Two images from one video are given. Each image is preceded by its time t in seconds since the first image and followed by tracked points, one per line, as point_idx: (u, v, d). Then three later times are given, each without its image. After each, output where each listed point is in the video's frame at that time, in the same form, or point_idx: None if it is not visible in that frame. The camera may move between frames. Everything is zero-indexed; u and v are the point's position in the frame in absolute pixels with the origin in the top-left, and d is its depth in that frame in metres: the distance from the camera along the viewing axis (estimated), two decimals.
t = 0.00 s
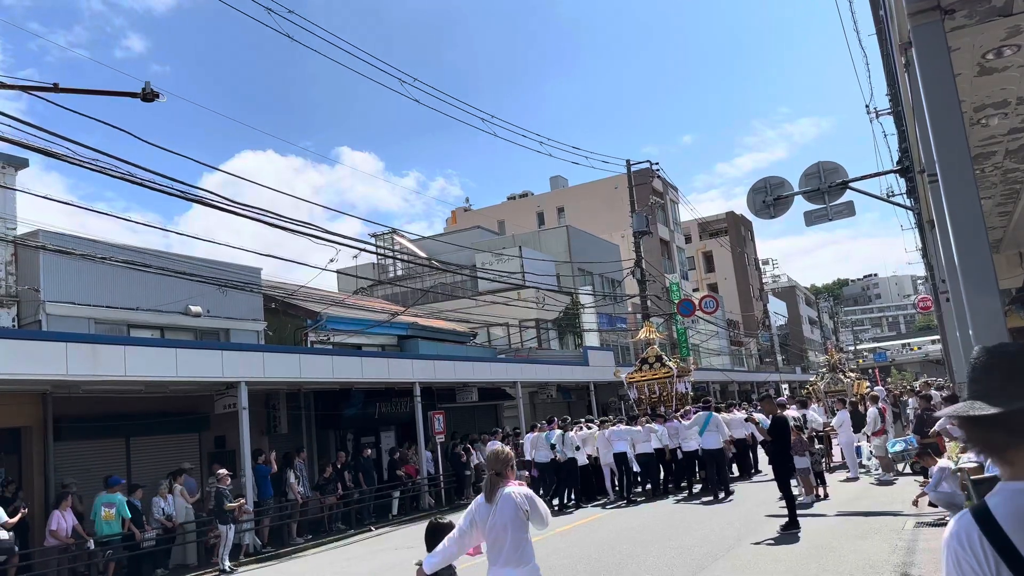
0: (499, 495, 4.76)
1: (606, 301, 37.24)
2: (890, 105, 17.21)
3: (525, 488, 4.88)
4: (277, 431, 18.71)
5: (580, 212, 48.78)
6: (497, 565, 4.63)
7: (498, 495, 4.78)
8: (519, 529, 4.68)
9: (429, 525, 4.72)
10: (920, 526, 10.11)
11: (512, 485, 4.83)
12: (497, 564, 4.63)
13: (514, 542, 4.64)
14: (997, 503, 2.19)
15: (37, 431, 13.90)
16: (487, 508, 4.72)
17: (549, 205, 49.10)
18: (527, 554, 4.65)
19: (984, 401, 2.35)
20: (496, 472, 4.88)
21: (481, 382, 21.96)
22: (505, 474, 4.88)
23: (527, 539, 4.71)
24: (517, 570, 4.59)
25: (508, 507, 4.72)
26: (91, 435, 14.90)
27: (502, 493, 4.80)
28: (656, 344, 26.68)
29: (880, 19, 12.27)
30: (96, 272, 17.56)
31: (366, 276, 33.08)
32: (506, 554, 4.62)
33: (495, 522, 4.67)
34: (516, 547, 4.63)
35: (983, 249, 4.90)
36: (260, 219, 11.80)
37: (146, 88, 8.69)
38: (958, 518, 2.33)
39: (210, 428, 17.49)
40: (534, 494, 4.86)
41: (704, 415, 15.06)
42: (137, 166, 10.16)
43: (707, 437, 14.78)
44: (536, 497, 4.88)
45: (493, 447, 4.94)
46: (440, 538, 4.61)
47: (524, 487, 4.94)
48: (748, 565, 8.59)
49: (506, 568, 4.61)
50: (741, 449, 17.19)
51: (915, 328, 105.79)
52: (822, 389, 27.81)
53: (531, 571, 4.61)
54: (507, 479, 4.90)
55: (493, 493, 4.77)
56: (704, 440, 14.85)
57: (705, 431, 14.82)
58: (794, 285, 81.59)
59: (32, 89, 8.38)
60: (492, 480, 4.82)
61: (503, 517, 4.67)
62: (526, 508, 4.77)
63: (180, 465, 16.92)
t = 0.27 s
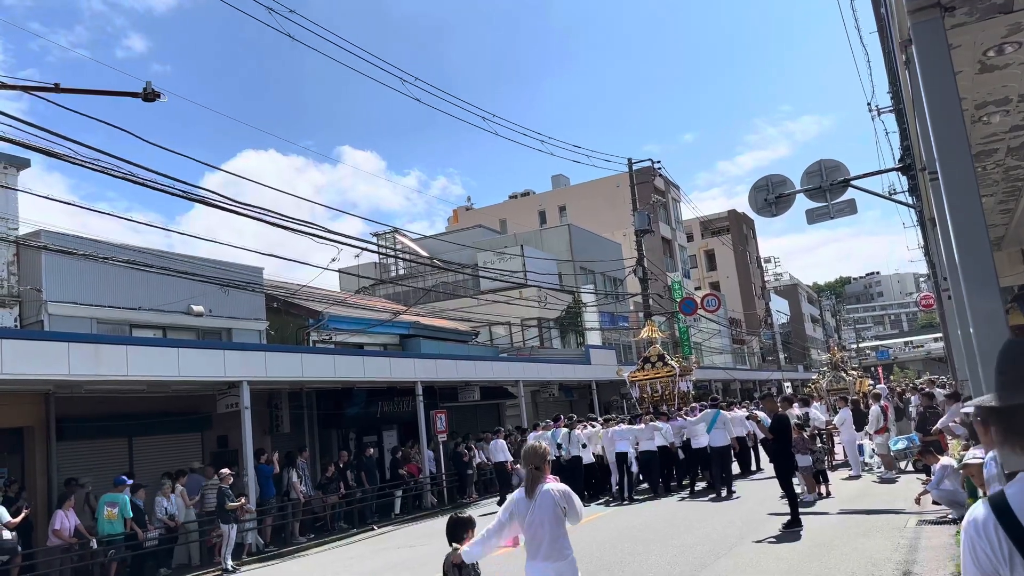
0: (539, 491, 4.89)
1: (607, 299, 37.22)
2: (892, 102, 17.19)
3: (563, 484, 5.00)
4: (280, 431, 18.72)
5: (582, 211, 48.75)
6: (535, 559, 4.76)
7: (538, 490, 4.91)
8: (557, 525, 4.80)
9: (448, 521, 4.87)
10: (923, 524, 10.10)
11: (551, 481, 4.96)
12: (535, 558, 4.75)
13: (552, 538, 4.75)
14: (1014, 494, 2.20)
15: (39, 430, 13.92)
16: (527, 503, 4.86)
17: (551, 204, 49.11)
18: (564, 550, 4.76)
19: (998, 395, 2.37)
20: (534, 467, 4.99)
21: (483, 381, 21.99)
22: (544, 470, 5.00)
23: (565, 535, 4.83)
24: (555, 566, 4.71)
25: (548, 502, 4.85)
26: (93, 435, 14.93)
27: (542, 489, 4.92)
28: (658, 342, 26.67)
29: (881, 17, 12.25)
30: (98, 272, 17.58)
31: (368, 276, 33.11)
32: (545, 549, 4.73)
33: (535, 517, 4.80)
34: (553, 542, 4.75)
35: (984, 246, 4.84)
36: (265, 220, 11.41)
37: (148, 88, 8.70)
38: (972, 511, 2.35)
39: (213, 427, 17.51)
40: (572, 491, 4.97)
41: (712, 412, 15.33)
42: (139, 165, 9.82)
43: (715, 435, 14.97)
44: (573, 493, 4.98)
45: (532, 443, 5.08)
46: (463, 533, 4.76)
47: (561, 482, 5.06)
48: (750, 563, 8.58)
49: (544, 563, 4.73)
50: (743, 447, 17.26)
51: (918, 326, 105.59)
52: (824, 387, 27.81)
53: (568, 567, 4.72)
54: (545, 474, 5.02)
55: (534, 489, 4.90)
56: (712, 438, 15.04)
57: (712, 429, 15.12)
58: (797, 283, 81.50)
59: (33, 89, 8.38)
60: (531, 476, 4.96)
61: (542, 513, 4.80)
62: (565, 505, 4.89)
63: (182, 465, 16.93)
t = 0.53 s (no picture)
0: (568, 483, 5.22)
1: (609, 298, 37.24)
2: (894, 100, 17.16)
3: (589, 478, 5.34)
4: (282, 429, 18.75)
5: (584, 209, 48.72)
6: (561, 549, 5.08)
7: (565, 483, 5.22)
8: (583, 517, 5.13)
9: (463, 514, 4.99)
10: (925, 522, 10.08)
11: (578, 475, 5.29)
12: (560, 548, 5.08)
13: (578, 530, 5.08)
14: None
15: (42, 429, 13.95)
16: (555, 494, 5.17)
17: (553, 202, 49.10)
18: (588, 542, 5.09)
19: None
20: (560, 460, 5.31)
21: (484, 380, 22.00)
22: (569, 464, 5.31)
23: (589, 527, 5.16)
24: (579, 556, 5.04)
25: (575, 495, 5.17)
26: (95, 433, 14.94)
27: (569, 481, 5.25)
28: (660, 341, 26.66)
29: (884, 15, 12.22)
30: (100, 271, 17.62)
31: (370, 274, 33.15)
32: (571, 539, 5.06)
33: (563, 508, 5.12)
34: (579, 534, 5.08)
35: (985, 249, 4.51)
36: (267, 219, 11.56)
37: (149, 88, 8.70)
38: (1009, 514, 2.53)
39: (215, 426, 17.53)
40: (597, 485, 5.31)
41: (717, 411, 15.49)
42: (142, 165, 9.98)
43: (721, 433, 15.13)
44: (598, 487, 5.35)
45: (558, 436, 5.36)
46: (480, 527, 4.89)
47: (584, 476, 5.40)
48: (751, 562, 8.58)
49: (569, 553, 5.05)
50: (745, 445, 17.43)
51: (920, 325, 105.59)
52: (826, 386, 27.81)
53: (592, 558, 5.06)
54: (570, 467, 5.35)
55: (563, 481, 5.22)
56: (719, 435, 15.18)
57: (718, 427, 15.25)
58: (799, 282, 81.48)
59: (35, 89, 8.39)
60: (560, 468, 5.26)
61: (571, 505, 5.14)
62: (592, 498, 5.24)
63: (184, 464, 16.96)
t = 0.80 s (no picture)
0: (595, 481, 5.47)
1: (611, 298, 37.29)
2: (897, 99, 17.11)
3: (611, 475, 5.61)
4: (284, 429, 18.76)
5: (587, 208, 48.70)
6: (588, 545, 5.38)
7: (592, 481, 5.48)
8: (608, 515, 5.43)
9: (482, 512, 5.07)
10: (927, 522, 10.06)
11: (602, 472, 5.55)
12: (587, 543, 5.38)
13: (603, 526, 5.39)
14: None
15: (44, 428, 13.97)
16: (583, 492, 5.43)
17: (555, 202, 49.07)
18: (612, 538, 5.41)
19: None
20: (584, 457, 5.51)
21: (486, 379, 22.00)
22: (593, 462, 5.56)
23: (613, 523, 5.47)
24: (605, 551, 5.37)
25: (601, 493, 5.45)
26: (98, 432, 14.97)
27: (595, 478, 5.50)
28: (662, 340, 26.64)
29: (886, 14, 12.19)
30: (103, 270, 17.65)
31: (372, 274, 33.16)
32: (597, 536, 5.37)
33: (590, 506, 5.40)
34: (604, 531, 5.39)
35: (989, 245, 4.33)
36: (268, 219, 11.55)
37: (151, 87, 8.71)
38: None
39: (217, 425, 17.55)
40: (620, 482, 5.61)
41: (721, 409, 15.89)
42: (145, 164, 9.94)
43: (725, 431, 15.52)
44: (619, 483, 5.64)
45: (581, 434, 5.53)
46: (501, 523, 4.99)
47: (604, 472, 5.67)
48: (753, 561, 8.57)
49: (595, 548, 5.37)
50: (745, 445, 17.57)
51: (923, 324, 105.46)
52: (828, 385, 27.79)
53: (617, 553, 5.38)
54: (593, 464, 5.59)
55: (591, 479, 5.46)
56: (723, 433, 15.54)
57: (722, 425, 15.62)
58: (801, 281, 81.40)
59: (37, 88, 8.40)
60: (586, 467, 5.50)
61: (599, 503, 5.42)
62: (616, 495, 5.52)
63: (186, 463, 16.96)
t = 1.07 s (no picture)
0: (617, 475, 5.52)
1: (612, 298, 37.31)
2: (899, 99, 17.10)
3: (632, 471, 5.66)
4: (285, 428, 18.77)
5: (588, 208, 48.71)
6: (610, 537, 5.39)
7: (615, 475, 5.52)
8: (629, 508, 5.46)
9: (500, 507, 5.14)
10: (929, 522, 10.07)
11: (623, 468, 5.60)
12: (609, 536, 5.39)
13: (625, 520, 5.41)
14: None
15: (46, 427, 13.98)
16: (607, 485, 5.46)
17: (556, 201, 49.06)
18: (633, 531, 5.43)
19: None
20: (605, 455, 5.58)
21: (488, 379, 22.02)
22: (616, 458, 5.64)
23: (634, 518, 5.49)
24: (627, 544, 5.37)
25: (624, 486, 5.49)
26: (100, 432, 14.99)
27: (617, 473, 5.56)
28: (663, 340, 26.64)
29: (888, 14, 12.18)
30: (105, 270, 17.67)
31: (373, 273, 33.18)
32: (620, 529, 5.39)
33: (613, 499, 5.43)
34: (625, 524, 5.41)
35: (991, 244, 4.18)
36: (268, 219, 11.61)
37: (153, 86, 8.71)
38: None
39: (219, 425, 17.57)
40: (640, 478, 5.65)
41: (722, 410, 16.11)
42: (146, 163, 9.91)
43: (727, 431, 15.75)
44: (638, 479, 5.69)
45: (604, 429, 5.62)
46: (516, 519, 5.06)
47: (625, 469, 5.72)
48: (755, 561, 8.58)
49: (617, 542, 5.37)
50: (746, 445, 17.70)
51: (924, 325, 105.40)
52: (829, 385, 27.79)
53: (639, 547, 5.38)
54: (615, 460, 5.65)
55: (613, 473, 5.51)
56: (725, 433, 15.75)
57: (724, 425, 15.84)
58: (802, 282, 81.37)
59: (40, 88, 8.41)
60: (609, 462, 5.56)
61: (620, 496, 5.45)
62: (636, 490, 5.56)
63: (187, 462, 16.98)
